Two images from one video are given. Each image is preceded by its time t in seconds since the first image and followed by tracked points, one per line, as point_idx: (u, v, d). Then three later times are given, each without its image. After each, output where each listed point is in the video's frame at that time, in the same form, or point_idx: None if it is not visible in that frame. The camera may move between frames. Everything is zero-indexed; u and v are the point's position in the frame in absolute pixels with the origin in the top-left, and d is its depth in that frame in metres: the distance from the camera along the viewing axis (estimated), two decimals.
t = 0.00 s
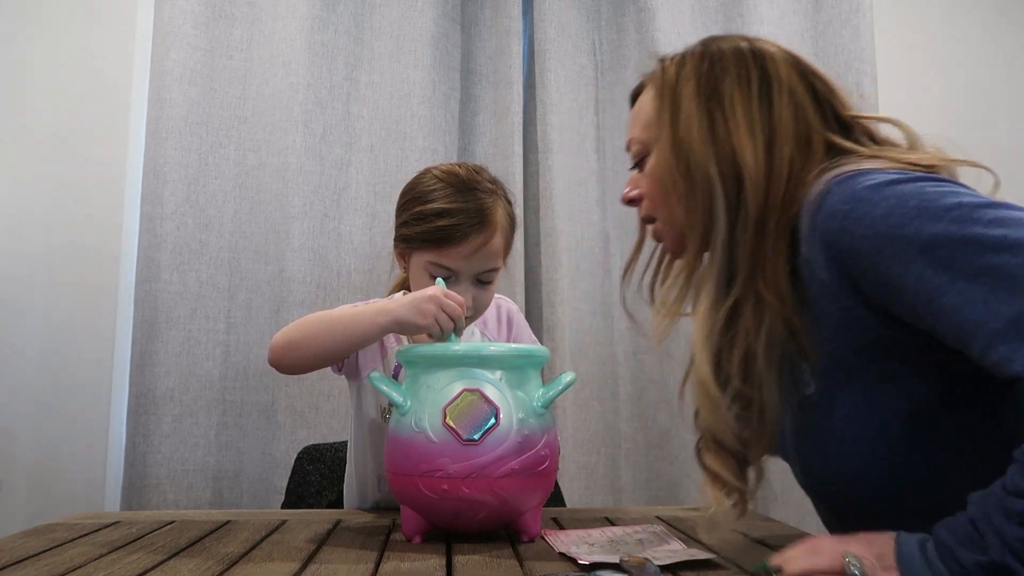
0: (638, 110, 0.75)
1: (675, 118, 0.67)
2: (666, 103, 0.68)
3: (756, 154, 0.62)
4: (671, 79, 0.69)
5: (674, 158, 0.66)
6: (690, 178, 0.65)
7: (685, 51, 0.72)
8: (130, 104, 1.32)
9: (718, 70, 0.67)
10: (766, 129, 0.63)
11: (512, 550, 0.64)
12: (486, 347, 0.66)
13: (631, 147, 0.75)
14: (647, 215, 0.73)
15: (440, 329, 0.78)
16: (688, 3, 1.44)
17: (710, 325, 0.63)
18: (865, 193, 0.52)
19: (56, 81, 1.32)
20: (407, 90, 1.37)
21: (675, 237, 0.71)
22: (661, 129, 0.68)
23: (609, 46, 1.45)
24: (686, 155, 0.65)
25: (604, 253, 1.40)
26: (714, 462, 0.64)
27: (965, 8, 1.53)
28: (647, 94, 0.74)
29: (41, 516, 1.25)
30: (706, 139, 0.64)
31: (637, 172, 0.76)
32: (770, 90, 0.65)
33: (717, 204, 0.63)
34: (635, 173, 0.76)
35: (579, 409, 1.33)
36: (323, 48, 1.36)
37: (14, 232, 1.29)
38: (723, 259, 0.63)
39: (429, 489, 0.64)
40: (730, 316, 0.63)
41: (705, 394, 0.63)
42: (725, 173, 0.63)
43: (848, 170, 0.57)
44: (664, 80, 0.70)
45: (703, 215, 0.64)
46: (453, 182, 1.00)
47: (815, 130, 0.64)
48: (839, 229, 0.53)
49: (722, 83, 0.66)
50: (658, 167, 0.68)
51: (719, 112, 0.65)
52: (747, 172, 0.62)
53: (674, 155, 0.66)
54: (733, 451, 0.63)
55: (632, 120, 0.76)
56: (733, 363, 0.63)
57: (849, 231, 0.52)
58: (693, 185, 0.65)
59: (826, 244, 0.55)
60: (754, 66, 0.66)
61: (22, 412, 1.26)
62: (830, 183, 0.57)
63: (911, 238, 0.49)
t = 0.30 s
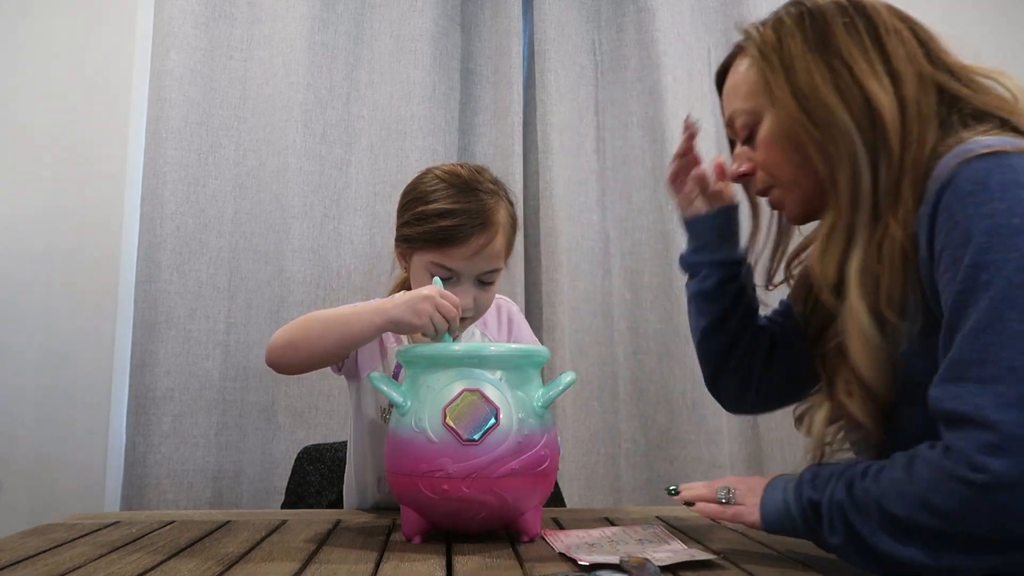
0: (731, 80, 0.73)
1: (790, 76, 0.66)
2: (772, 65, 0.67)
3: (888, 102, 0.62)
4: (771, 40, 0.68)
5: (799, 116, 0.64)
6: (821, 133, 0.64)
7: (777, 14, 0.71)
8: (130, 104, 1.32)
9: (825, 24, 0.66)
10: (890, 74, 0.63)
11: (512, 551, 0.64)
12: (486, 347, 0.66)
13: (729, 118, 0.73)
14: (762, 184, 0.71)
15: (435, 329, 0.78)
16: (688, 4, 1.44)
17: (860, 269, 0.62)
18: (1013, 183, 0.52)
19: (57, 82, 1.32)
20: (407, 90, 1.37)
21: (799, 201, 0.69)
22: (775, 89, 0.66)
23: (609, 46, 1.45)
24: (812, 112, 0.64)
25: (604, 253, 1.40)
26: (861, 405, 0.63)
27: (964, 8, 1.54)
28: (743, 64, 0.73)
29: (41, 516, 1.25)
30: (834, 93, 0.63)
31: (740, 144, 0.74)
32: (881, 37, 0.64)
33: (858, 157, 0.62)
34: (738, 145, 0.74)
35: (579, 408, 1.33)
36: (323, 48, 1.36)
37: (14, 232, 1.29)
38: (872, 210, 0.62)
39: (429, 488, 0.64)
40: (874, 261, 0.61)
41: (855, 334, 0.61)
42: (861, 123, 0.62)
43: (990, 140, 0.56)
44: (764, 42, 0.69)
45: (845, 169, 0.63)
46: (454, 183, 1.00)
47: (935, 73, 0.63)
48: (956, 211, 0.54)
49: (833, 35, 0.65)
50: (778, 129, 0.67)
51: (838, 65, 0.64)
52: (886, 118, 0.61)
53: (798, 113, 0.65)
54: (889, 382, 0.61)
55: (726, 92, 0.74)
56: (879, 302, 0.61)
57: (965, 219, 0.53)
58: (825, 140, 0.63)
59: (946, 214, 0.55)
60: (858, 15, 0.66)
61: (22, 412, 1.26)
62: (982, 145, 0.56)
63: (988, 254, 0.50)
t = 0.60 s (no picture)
0: (778, 62, 0.74)
1: (859, 61, 0.68)
2: (841, 51, 0.69)
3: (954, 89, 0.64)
4: (835, 28, 0.70)
5: (871, 99, 0.66)
6: (893, 116, 0.66)
7: (830, 0, 0.73)
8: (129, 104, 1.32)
9: (887, 10, 0.69)
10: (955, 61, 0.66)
11: (512, 551, 0.64)
12: (486, 347, 0.66)
13: (780, 107, 0.73)
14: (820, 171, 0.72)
15: (430, 324, 0.78)
16: (688, 4, 1.44)
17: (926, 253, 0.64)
18: None
19: (57, 82, 1.32)
20: (407, 90, 1.37)
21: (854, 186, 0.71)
22: (845, 72, 0.68)
23: (610, 45, 1.45)
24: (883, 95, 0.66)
25: (604, 253, 1.40)
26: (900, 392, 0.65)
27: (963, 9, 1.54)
28: (789, 47, 0.73)
29: (41, 516, 1.25)
30: (903, 79, 0.66)
31: (790, 136, 0.74)
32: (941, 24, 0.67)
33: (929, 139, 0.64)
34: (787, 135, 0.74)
35: (579, 409, 1.33)
36: (323, 48, 1.36)
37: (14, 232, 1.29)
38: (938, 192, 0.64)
39: (429, 488, 0.64)
40: (937, 243, 0.64)
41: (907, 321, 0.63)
42: (931, 107, 0.65)
43: None
44: (826, 27, 0.70)
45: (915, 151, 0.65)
46: (454, 181, 1.00)
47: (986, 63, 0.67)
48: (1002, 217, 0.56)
49: (897, 21, 0.68)
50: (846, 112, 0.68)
51: (905, 51, 0.67)
52: (958, 102, 0.64)
53: (870, 96, 0.66)
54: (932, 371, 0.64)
55: (771, 80, 0.74)
56: (935, 285, 0.64)
57: (1012, 225, 0.54)
58: (897, 122, 0.65)
59: (993, 217, 0.56)
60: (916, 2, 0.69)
61: (22, 413, 1.26)
62: None
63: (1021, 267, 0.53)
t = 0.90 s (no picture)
0: (815, 49, 0.73)
1: (911, 56, 0.67)
2: (893, 44, 0.68)
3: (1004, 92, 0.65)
4: (888, 20, 0.69)
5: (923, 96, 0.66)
6: (942, 115, 0.66)
7: None
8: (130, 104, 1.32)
9: (938, 6, 0.69)
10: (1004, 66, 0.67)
11: (512, 551, 0.64)
12: (486, 347, 0.66)
13: (817, 95, 0.72)
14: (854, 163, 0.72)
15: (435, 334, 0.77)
16: (688, 4, 1.44)
17: (961, 252, 0.65)
18: None
19: (57, 81, 1.32)
20: (407, 91, 1.37)
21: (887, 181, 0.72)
22: (896, 67, 0.67)
23: (609, 45, 1.45)
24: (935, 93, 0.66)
25: (604, 253, 1.40)
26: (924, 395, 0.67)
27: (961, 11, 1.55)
28: (830, 35, 0.72)
29: (40, 516, 1.25)
30: (955, 79, 0.66)
31: (823, 125, 0.73)
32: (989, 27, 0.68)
33: (978, 142, 0.65)
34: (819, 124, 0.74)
35: (579, 409, 1.33)
36: (323, 48, 1.37)
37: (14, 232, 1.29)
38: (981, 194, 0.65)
39: (429, 489, 0.64)
40: (966, 246, 0.64)
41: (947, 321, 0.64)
42: (980, 111, 0.66)
43: None
44: (877, 18, 0.70)
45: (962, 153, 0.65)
46: (453, 180, 1.00)
47: None
48: None
49: (951, 19, 0.68)
50: (892, 108, 0.68)
51: (958, 50, 0.67)
52: (1007, 107, 0.65)
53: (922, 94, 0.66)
54: (963, 373, 0.65)
55: (806, 69, 0.73)
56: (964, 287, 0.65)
57: None
58: (947, 124, 0.66)
59: None
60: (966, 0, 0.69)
61: (21, 413, 1.26)
62: None
63: None
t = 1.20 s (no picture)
0: (821, 38, 0.72)
1: (903, 57, 0.64)
2: (887, 39, 0.65)
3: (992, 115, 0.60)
4: (891, 13, 0.65)
5: (901, 99, 0.62)
6: (913, 120, 0.62)
7: None
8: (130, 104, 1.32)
9: (949, 10, 0.63)
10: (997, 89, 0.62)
11: (513, 550, 0.64)
12: (487, 347, 0.66)
13: (806, 75, 0.71)
14: (818, 149, 0.71)
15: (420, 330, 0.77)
16: (688, 4, 1.44)
17: (931, 260, 0.59)
18: None
19: (57, 81, 1.32)
20: (407, 91, 1.37)
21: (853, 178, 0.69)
22: (884, 63, 0.64)
23: (610, 45, 1.45)
24: (918, 98, 0.62)
25: (604, 253, 1.40)
26: (906, 417, 0.61)
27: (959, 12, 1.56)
28: (837, 23, 0.70)
29: (41, 516, 1.25)
30: (942, 89, 0.62)
31: (807, 105, 0.73)
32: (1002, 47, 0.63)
33: (947, 155, 0.60)
34: (805, 104, 0.73)
35: (579, 409, 1.33)
36: (323, 48, 1.37)
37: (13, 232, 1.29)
38: (953, 207, 0.60)
39: (429, 488, 0.64)
40: (932, 264, 0.59)
41: (918, 335, 0.58)
42: (958, 125, 0.61)
43: None
44: (880, 12, 0.66)
45: (936, 163, 0.61)
46: (452, 178, 1.00)
47: None
48: None
49: (954, 26, 0.63)
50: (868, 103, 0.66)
51: (957, 62, 0.62)
52: (984, 127, 0.60)
53: (899, 96, 0.63)
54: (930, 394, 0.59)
55: (809, 54, 0.72)
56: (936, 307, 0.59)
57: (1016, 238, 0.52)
58: (916, 130, 0.62)
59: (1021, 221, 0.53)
60: (985, 16, 0.63)
61: (22, 413, 1.26)
62: None
63: None
